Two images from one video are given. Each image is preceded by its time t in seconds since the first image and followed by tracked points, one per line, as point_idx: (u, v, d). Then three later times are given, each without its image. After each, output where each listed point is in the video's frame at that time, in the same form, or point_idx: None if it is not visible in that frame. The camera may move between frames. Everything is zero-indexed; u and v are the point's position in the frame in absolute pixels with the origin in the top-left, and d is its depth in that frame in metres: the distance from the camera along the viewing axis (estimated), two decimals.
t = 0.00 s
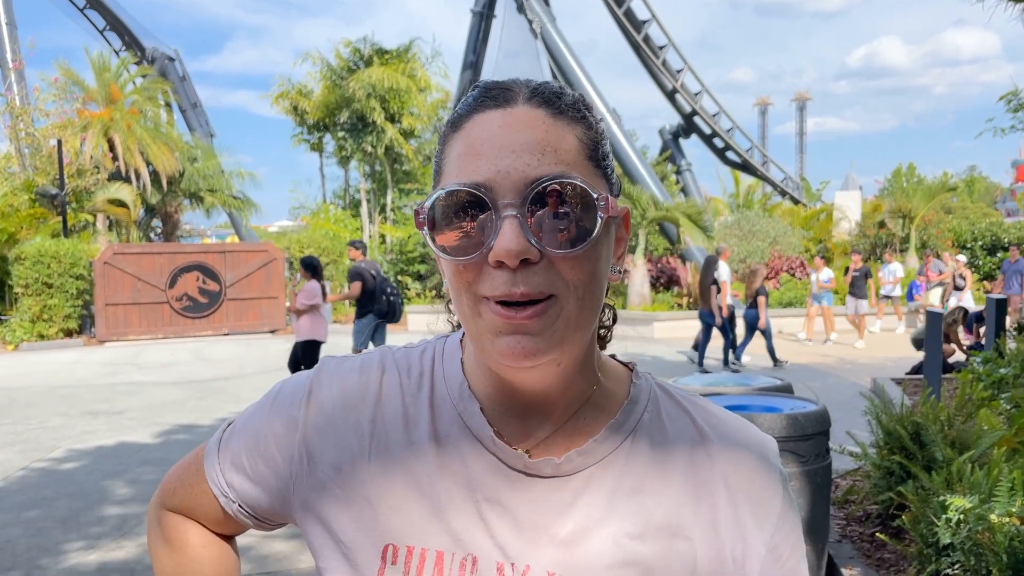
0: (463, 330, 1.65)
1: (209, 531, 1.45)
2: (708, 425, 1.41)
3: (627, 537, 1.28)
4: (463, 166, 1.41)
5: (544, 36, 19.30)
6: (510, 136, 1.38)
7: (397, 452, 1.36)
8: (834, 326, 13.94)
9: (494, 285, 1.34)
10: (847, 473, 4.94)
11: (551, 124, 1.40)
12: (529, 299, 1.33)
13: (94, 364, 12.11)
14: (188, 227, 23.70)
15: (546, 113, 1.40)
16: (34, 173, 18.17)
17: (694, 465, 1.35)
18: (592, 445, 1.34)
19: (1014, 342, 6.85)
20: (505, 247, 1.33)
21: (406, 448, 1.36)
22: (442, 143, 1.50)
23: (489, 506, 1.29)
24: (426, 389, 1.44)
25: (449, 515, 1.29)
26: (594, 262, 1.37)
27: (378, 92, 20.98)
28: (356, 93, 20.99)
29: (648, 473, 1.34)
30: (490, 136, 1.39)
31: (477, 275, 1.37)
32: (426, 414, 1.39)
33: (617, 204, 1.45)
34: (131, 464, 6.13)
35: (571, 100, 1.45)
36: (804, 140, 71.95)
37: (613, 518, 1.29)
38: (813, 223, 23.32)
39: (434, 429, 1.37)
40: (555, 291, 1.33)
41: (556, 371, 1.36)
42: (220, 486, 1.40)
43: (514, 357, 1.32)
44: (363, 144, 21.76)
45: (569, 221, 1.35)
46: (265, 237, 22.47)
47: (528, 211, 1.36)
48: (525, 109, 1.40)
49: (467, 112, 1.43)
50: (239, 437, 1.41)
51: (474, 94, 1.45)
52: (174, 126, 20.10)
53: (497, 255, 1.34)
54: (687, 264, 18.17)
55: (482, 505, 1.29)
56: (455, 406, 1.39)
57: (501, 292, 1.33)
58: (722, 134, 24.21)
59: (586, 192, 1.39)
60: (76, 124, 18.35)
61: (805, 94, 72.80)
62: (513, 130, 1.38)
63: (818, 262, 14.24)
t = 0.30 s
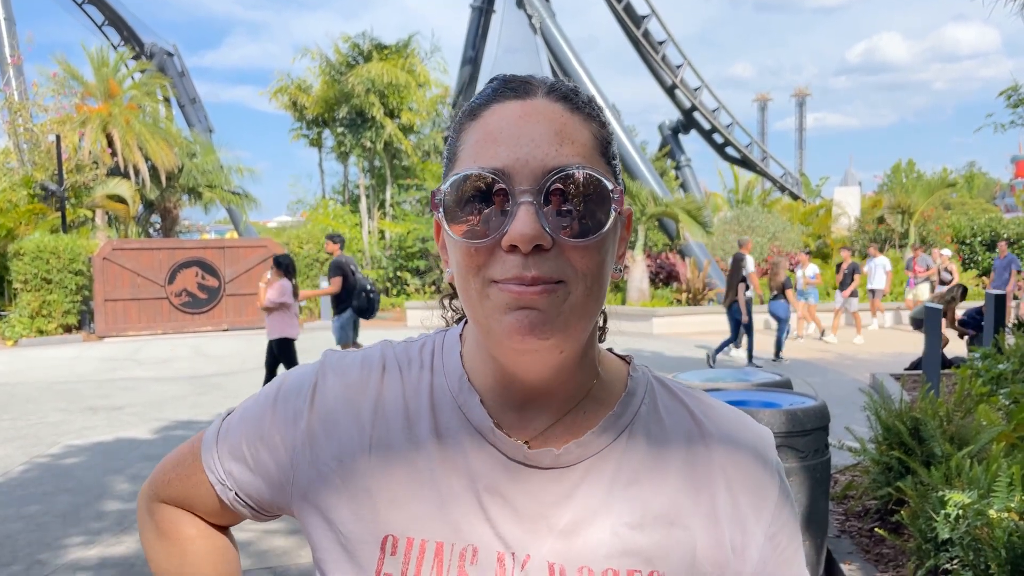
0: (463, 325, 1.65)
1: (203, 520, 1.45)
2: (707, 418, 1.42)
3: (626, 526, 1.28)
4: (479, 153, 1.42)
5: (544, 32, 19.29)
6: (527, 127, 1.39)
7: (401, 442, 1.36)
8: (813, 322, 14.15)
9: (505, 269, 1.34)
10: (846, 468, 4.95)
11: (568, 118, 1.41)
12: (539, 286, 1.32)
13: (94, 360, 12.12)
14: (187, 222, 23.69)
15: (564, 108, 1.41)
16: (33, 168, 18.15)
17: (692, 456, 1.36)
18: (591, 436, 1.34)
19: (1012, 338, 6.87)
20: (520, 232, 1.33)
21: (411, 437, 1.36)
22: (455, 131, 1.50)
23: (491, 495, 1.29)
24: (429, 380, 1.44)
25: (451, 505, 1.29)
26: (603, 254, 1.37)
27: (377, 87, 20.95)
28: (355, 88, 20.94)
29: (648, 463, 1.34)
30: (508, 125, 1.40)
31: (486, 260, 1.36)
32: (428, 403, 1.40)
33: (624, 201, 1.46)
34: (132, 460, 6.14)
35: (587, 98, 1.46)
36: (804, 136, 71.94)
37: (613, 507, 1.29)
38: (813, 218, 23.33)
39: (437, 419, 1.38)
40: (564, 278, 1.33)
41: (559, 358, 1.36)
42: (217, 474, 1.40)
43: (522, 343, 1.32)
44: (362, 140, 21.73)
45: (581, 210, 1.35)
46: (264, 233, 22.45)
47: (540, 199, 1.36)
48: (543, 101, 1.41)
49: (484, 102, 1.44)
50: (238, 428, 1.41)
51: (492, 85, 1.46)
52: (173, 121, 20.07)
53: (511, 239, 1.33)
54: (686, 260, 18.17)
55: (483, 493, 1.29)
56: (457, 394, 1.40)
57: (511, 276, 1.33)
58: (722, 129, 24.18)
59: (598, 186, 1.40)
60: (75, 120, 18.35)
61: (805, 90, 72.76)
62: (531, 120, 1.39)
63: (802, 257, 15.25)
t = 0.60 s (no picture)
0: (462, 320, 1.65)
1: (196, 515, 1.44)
2: (707, 407, 1.42)
3: (627, 516, 1.28)
4: (477, 139, 1.42)
5: (543, 26, 19.24)
6: (524, 112, 1.39)
7: (401, 433, 1.36)
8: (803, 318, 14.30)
9: (505, 250, 1.33)
10: (845, 464, 4.96)
11: (565, 103, 1.41)
12: (540, 265, 1.32)
13: (93, 355, 12.11)
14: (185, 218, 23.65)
15: (561, 93, 1.42)
16: (31, 164, 18.10)
17: (693, 446, 1.35)
18: (591, 427, 1.34)
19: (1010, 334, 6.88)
20: (521, 211, 1.33)
21: (411, 427, 1.36)
22: (452, 121, 1.50)
23: (492, 485, 1.29)
24: (428, 371, 1.44)
25: (451, 494, 1.29)
26: (603, 237, 1.37)
27: (377, 82, 20.89)
28: (354, 83, 20.87)
29: (648, 453, 1.34)
30: (506, 110, 1.40)
31: (486, 244, 1.36)
32: (428, 393, 1.40)
33: (623, 186, 1.46)
34: (131, 455, 6.15)
35: (583, 85, 1.46)
36: (803, 132, 71.85)
37: (613, 498, 1.29)
38: (812, 214, 23.33)
39: (438, 411, 1.37)
40: (566, 259, 1.32)
41: (560, 343, 1.36)
42: (220, 470, 1.41)
43: (524, 325, 1.31)
44: (361, 135, 21.70)
45: (580, 193, 1.35)
46: (263, 228, 22.42)
47: (539, 180, 1.36)
48: (540, 86, 1.41)
49: (482, 89, 1.44)
50: (243, 423, 1.43)
51: (488, 74, 1.46)
52: (171, 117, 19.99)
53: (512, 219, 1.33)
54: (685, 255, 18.17)
55: (484, 482, 1.29)
56: (457, 383, 1.40)
57: (512, 255, 1.32)
58: (721, 125, 24.16)
59: (597, 169, 1.40)
60: (73, 115, 18.17)
61: (803, 85, 72.71)
62: (527, 106, 1.39)
63: (787, 253, 17.47)
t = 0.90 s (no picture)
0: (458, 324, 1.65)
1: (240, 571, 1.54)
2: (704, 410, 1.42)
3: (626, 518, 1.28)
4: (471, 150, 1.41)
5: (542, 22, 19.21)
6: (518, 123, 1.38)
7: (400, 441, 1.36)
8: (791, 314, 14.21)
9: (502, 267, 1.33)
10: (845, 460, 4.96)
11: (558, 111, 1.40)
12: (537, 281, 1.32)
13: (92, 351, 12.11)
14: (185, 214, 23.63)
15: (555, 100, 1.40)
16: (30, 160, 18.08)
17: (690, 450, 1.35)
18: (588, 429, 1.34)
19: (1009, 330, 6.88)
20: (516, 230, 1.33)
21: (409, 436, 1.36)
22: (445, 129, 1.50)
23: (490, 490, 1.29)
24: (424, 381, 1.45)
25: (448, 499, 1.29)
26: (598, 248, 1.37)
27: (376, 78, 20.86)
28: (353, 79, 20.82)
29: (645, 459, 1.33)
30: (500, 121, 1.39)
31: (484, 259, 1.36)
32: (425, 402, 1.40)
33: (619, 193, 1.45)
34: (131, 451, 6.15)
35: (577, 89, 1.45)
36: (803, 128, 71.72)
37: (611, 499, 1.29)
38: (811, 210, 23.31)
39: (435, 419, 1.38)
40: (561, 276, 1.32)
41: (558, 354, 1.36)
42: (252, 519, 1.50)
43: (521, 340, 1.31)
44: (360, 131, 21.67)
45: (574, 205, 1.34)
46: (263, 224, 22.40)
47: (535, 196, 1.36)
48: (533, 95, 1.40)
49: (474, 97, 1.42)
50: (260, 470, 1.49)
51: (480, 80, 1.45)
52: (170, 113, 19.93)
53: (508, 237, 1.33)
54: (685, 251, 18.17)
55: (483, 489, 1.29)
56: (453, 389, 1.40)
57: (508, 273, 1.32)
58: (721, 121, 24.14)
59: (592, 178, 1.39)
60: (72, 111, 18.21)
61: (803, 82, 72.61)
62: (521, 116, 1.38)
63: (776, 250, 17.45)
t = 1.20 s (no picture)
0: (457, 321, 1.66)
1: None
2: (704, 397, 1.42)
3: (628, 503, 1.28)
4: (471, 144, 1.41)
5: (542, 15, 19.18)
6: (518, 116, 1.38)
7: (402, 433, 1.37)
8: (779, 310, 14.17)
9: (502, 259, 1.33)
10: (843, 454, 4.98)
11: (558, 104, 1.40)
12: (537, 271, 1.32)
13: (92, 345, 12.11)
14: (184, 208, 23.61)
15: (554, 93, 1.40)
16: (29, 153, 18.06)
17: (691, 439, 1.36)
18: (589, 418, 1.35)
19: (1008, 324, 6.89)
20: (517, 221, 1.33)
21: (412, 429, 1.37)
22: (445, 123, 1.50)
23: (494, 480, 1.30)
24: (424, 377, 1.45)
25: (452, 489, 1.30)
26: (598, 239, 1.37)
27: (375, 71, 20.83)
28: (352, 72, 20.78)
29: (646, 449, 1.34)
30: (500, 113, 1.39)
31: (485, 251, 1.36)
32: (426, 396, 1.41)
33: (618, 184, 1.45)
34: (131, 444, 6.17)
35: (576, 81, 1.45)
36: (803, 121, 71.55)
37: (612, 487, 1.30)
38: (811, 204, 23.29)
39: (437, 413, 1.38)
40: (561, 267, 1.32)
41: (559, 343, 1.37)
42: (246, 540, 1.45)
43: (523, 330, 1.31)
44: (359, 125, 21.64)
45: (573, 195, 1.35)
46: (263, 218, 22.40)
47: (536, 187, 1.36)
48: (533, 88, 1.40)
49: (474, 90, 1.43)
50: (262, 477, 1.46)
51: (480, 73, 1.45)
52: (169, 106, 19.87)
53: (509, 229, 1.33)
54: (684, 246, 18.18)
55: (486, 479, 1.30)
56: (454, 384, 1.41)
57: (510, 264, 1.32)
58: (721, 115, 24.12)
59: (592, 170, 1.39)
60: (70, 104, 18.17)
61: (803, 76, 72.45)
62: (521, 108, 1.38)
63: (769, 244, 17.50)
